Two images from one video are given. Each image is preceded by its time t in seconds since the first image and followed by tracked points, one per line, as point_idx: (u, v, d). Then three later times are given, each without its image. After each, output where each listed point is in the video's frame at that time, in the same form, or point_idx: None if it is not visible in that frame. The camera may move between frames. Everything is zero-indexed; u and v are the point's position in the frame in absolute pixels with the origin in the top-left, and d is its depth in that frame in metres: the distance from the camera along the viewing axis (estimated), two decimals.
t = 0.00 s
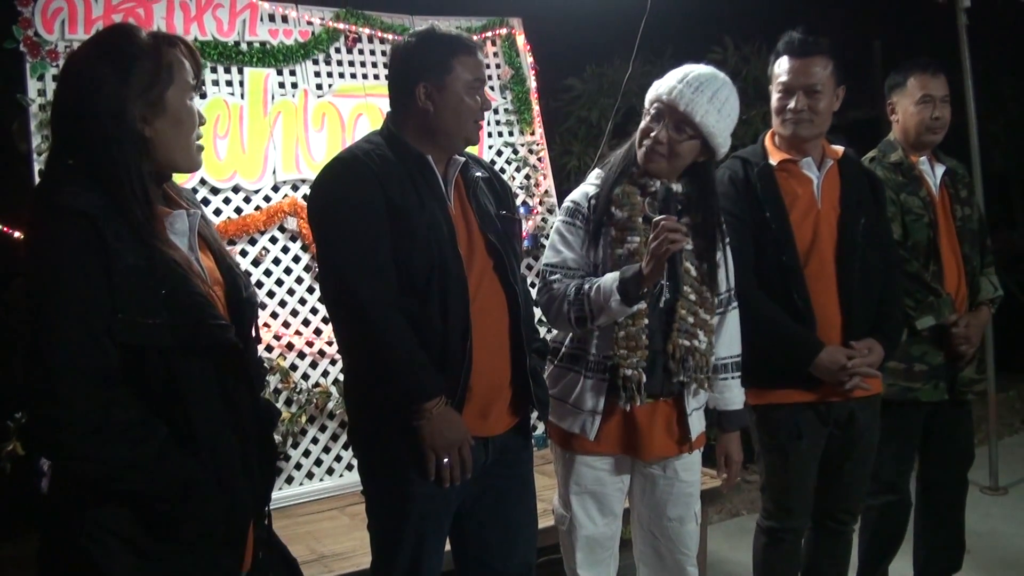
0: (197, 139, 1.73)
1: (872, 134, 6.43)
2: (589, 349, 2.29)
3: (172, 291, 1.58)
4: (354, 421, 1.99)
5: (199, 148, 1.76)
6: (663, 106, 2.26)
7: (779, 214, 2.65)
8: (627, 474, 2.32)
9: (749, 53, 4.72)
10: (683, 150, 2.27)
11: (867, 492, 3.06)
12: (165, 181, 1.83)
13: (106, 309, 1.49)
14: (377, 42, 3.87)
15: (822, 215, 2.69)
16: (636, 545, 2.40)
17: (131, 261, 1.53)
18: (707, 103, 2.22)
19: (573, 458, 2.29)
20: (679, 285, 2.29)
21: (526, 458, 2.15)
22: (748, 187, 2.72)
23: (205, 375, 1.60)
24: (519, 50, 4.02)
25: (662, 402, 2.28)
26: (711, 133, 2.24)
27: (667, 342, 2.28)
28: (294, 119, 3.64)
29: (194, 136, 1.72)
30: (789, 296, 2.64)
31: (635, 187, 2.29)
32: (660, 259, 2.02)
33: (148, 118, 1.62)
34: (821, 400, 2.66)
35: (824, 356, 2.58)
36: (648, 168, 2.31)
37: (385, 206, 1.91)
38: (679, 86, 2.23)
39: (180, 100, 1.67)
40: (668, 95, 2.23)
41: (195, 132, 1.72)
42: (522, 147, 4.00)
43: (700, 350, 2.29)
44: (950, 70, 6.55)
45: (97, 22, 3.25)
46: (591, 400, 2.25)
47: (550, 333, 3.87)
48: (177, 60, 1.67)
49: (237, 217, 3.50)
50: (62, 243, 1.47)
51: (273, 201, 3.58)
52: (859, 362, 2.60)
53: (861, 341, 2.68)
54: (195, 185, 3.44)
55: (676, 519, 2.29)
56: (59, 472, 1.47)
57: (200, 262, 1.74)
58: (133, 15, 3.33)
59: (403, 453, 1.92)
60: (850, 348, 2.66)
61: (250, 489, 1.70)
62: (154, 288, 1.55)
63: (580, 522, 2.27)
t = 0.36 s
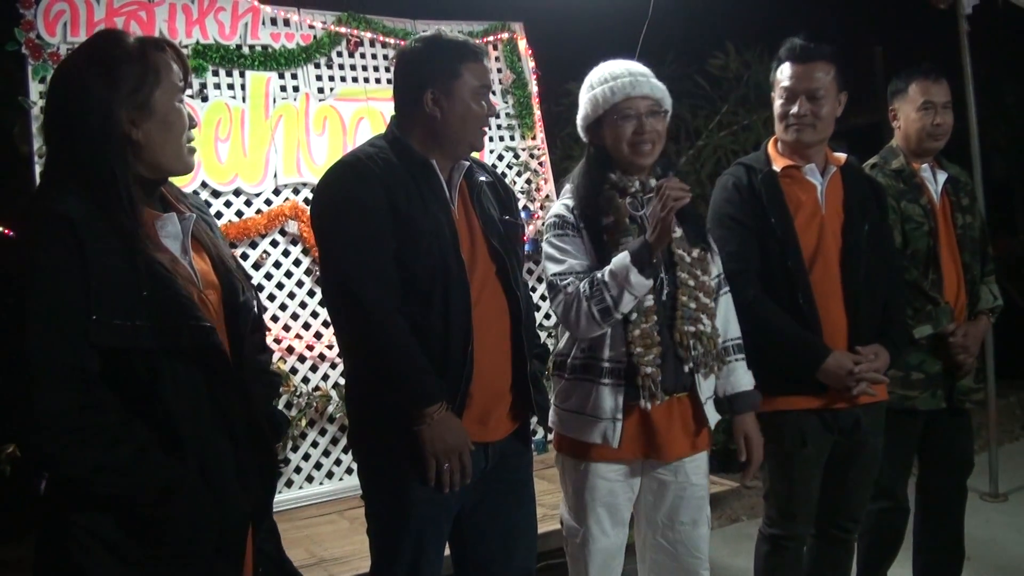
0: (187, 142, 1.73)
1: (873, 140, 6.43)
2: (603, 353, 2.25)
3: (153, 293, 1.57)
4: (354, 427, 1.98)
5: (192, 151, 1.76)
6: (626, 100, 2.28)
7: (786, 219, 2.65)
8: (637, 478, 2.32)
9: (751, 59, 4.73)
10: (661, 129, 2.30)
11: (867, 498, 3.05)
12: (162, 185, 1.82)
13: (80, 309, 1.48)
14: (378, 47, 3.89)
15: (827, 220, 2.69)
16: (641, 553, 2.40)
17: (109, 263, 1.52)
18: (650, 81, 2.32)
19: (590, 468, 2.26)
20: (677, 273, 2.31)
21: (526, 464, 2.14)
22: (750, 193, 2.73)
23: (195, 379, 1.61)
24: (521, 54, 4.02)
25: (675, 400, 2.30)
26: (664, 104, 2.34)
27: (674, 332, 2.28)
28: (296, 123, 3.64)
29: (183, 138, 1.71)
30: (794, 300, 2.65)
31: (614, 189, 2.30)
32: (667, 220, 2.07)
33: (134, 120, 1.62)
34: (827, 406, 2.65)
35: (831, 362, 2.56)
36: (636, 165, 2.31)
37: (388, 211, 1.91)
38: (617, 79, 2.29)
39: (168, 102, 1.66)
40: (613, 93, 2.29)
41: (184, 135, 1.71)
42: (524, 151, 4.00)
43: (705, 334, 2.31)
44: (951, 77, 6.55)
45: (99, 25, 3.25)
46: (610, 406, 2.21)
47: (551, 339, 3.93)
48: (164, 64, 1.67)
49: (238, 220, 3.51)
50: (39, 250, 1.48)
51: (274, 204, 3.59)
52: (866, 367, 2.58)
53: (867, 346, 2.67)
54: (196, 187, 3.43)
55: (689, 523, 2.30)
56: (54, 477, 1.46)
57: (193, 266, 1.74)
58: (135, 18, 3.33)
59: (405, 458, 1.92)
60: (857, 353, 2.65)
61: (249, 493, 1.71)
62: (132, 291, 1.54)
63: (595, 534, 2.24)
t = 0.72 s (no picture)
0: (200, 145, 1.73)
1: (878, 144, 6.43)
2: (607, 358, 2.24)
3: (162, 299, 1.57)
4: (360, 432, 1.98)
5: (203, 154, 1.76)
6: (616, 105, 2.28)
7: (788, 224, 2.65)
8: (643, 482, 2.31)
9: (756, 63, 4.72)
10: (650, 134, 2.32)
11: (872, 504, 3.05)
12: (173, 192, 1.83)
13: (88, 315, 1.48)
14: (384, 51, 3.89)
15: (832, 226, 2.68)
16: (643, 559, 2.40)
17: (116, 269, 1.52)
18: (638, 84, 2.32)
19: (601, 476, 2.23)
20: (676, 274, 2.32)
21: (531, 469, 2.14)
22: (757, 197, 2.73)
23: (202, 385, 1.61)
24: (526, 58, 4.03)
25: (680, 401, 2.30)
26: (651, 107, 2.34)
27: (675, 330, 2.29)
28: (301, 127, 3.64)
29: (196, 143, 1.71)
30: (794, 306, 2.64)
31: (609, 195, 2.31)
32: (665, 216, 2.10)
33: (146, 124, 1.63)
34: (825, 413, 2.64)
35: (828, 368, 2.55)
36: (626, 170, 2.32)
37: (396, 216, 1.91)
38: (606, 84, 2.29)
39: (179, 106, 1.66)
40: (604, 97, 2.28)
41: (197, 138, 1.72)
42: (528, 155, 4.01)
43: (704, 333, 2.33)
44: (956, 81, 6.54)
45: (105, 29, 3.26)
46: (619, 410, 2.20)
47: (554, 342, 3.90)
48: (174, 68, 1.68)
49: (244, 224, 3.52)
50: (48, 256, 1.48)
51: (279, 209, 3.59)
52: (862, 375, 2.57)
53: (866, 354, 2.66)
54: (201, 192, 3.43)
55: (694, 526, 2.32)
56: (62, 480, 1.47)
57: (202, 273, 1.74)
58: (140, 22, 3.34)
59: (410, 464, 1.92)
60: (855, 361, 2.63)
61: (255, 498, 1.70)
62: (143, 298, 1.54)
63: (605, 540, 2.23)
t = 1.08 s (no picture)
0: (209, 150, 1.74)
1: (880, 148, 6.43)
2: (607, 363, 2.24)
3: (186, 302, 1.57)
4: (368, 436, 1.98)
5: (212, 159, 1.76)
6: (613, 110, 2.29)
7: (792, 229, 2.65)
8: (644, 486, 2.31)
9: (760, 67, 4.73)
10: (647, 136, 2.33)
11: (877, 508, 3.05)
12: (182, 197, 1.83)
13: (105, 319, 1.47)
14: (388, 55, 3.89)
15: (836, 230, 2.68)
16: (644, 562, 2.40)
17: (137, 272, 1.52)
18: (633, 88, 2.32)
19: (602, 479, 2.23)
20: (676, 278, 2.32)
21: (537, 473, 2.15)
22: (762, 201, 2.74)
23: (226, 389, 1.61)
24: (529, 62, 4.04)
25: (680, 405, 2.30)
26: (647, 110, 2.35)
27: (676, 334, 2.29)
28: (305, 131, 3.65)
29: (206, 148, 1.72)
30: (798, 311, 2.64)
31: (608, 199, 2.30)
32: (665, 221, 2.11)
33: (156, 132, 1.63)
34: (826, 418, 2.64)
35: (827, 374, 2.54)
36: (625, 174, 2.33)
37: (403, 221, 1.92)
38: (602, 89, 2.29)
39: (190, 114, 1.67)
40: (599, 102, 2.29)
41: (206, 144, 1.72)
42: (533, 159, 4.05)
43: (703, 337, 2.33)
44: (960, 85, 6.54)
45: (109, 34, 3.26)
46: (620, 415, 2.21)
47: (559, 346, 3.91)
48: (186, 74, 1.68)
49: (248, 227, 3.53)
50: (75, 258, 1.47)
51: (284, 212, 3.61)
52: (863, 382, 2.55)
53: (867, 360, 2.64)
54: (206, 196, 3.44)
55: (694, 529, 2.32)
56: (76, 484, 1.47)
57: (218, 276, 1.75)
58: (145, 27, 3.35)
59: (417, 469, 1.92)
60: (855, 367, 2.62)
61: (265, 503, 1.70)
62: (166, 301, 1.55)
63: (607, 543, 2.23)
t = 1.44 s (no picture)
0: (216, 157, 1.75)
1: (883, 151, 6.43)
2: (611, 367, 2.25)
3: (199, 307, 1.58)
4: (374, 440, 1.99)
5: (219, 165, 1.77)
6: (613, 113, 2.31)
7: (796, 234, 2.66)
8: (648, 488, 2.32)
9: (763, 71, 4.74)
10: (649, 139, 2.34)
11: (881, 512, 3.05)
12: (188, 200, 1.84)
13: (117, 324, 1.48)
14: (392, 59, 3.90)
15: (839, 235, 2.69)
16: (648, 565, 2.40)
17: (149, 277, 1.53)
18: (634, 92, 2.34)
19: (606, 482, 2.24)
20: (679, 282, 2.33)
21: (542, 476, 2.15)
22: (765, 206, 2.74)
23: (240, 393, 1.62)
24: (533, 66, 4.06)
25: (684, 408, 2.31)
26: (649, 113, 2.36)
27: (679, 337, 2.30)
28: (309, 134, 3.66)
29: (213, 155, 1.73)
30: (802, 315, 2.64)
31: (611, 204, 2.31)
32: (668, 232, 2.11)
33: (162, 140, 1.65)
34: (831, 422, 2.65)
35: (834, 377, 2.55)
36: (627, 177, 2.35)
37: (410, 225, 1.92)
38: (601, 92, 2.32)
39: (197, 121, 1.68)
40: (600, 106, 2.31)
41: (213, 151, 1.73)
42: (536, 163, 4.06)
43: (706, 340, 2.34)
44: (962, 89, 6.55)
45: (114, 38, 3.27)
46: (624, 419, 2.21)
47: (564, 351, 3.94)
48: (193, 81, 1.69)
49: (252, 231, 3.54)
50: (91, 262, 1.48)
51: (288, 216, 3.62)
52: (870, 385, 2.56)
53: (873, 363, 2.65)
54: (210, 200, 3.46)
55: (698, 531, 2.33)
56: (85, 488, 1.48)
57: (226, 279, 1.76)
58: (150, 31, 3.35)
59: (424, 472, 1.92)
60: (861, 370, 2.63)
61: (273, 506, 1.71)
62: (178, 306, 1.56)
63: (611, 546, 2.24)
